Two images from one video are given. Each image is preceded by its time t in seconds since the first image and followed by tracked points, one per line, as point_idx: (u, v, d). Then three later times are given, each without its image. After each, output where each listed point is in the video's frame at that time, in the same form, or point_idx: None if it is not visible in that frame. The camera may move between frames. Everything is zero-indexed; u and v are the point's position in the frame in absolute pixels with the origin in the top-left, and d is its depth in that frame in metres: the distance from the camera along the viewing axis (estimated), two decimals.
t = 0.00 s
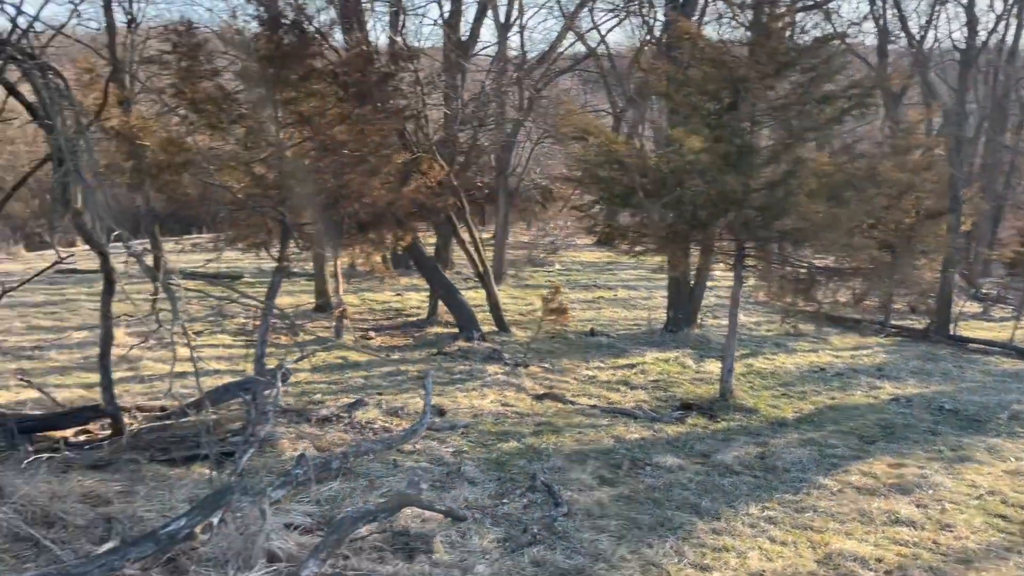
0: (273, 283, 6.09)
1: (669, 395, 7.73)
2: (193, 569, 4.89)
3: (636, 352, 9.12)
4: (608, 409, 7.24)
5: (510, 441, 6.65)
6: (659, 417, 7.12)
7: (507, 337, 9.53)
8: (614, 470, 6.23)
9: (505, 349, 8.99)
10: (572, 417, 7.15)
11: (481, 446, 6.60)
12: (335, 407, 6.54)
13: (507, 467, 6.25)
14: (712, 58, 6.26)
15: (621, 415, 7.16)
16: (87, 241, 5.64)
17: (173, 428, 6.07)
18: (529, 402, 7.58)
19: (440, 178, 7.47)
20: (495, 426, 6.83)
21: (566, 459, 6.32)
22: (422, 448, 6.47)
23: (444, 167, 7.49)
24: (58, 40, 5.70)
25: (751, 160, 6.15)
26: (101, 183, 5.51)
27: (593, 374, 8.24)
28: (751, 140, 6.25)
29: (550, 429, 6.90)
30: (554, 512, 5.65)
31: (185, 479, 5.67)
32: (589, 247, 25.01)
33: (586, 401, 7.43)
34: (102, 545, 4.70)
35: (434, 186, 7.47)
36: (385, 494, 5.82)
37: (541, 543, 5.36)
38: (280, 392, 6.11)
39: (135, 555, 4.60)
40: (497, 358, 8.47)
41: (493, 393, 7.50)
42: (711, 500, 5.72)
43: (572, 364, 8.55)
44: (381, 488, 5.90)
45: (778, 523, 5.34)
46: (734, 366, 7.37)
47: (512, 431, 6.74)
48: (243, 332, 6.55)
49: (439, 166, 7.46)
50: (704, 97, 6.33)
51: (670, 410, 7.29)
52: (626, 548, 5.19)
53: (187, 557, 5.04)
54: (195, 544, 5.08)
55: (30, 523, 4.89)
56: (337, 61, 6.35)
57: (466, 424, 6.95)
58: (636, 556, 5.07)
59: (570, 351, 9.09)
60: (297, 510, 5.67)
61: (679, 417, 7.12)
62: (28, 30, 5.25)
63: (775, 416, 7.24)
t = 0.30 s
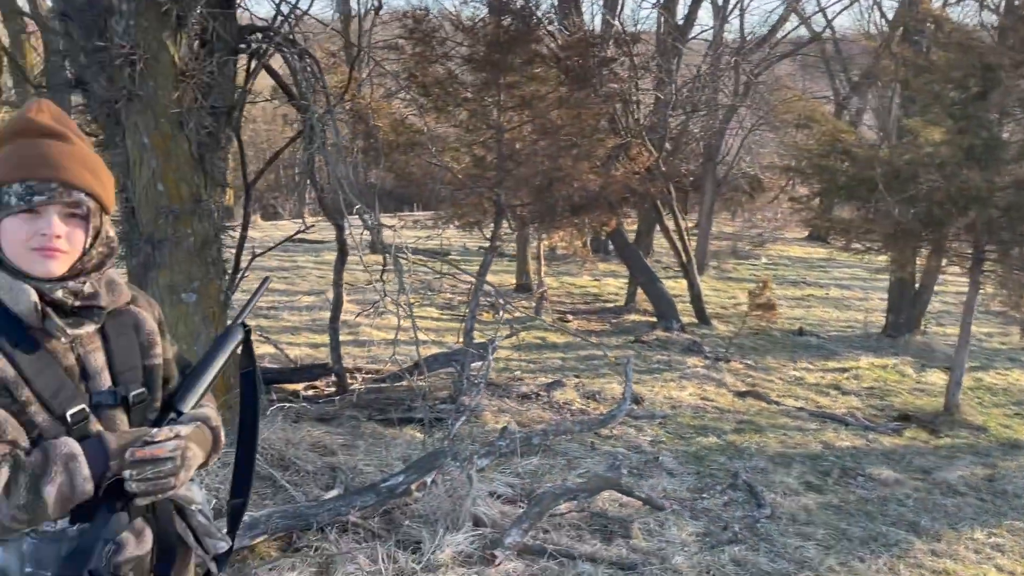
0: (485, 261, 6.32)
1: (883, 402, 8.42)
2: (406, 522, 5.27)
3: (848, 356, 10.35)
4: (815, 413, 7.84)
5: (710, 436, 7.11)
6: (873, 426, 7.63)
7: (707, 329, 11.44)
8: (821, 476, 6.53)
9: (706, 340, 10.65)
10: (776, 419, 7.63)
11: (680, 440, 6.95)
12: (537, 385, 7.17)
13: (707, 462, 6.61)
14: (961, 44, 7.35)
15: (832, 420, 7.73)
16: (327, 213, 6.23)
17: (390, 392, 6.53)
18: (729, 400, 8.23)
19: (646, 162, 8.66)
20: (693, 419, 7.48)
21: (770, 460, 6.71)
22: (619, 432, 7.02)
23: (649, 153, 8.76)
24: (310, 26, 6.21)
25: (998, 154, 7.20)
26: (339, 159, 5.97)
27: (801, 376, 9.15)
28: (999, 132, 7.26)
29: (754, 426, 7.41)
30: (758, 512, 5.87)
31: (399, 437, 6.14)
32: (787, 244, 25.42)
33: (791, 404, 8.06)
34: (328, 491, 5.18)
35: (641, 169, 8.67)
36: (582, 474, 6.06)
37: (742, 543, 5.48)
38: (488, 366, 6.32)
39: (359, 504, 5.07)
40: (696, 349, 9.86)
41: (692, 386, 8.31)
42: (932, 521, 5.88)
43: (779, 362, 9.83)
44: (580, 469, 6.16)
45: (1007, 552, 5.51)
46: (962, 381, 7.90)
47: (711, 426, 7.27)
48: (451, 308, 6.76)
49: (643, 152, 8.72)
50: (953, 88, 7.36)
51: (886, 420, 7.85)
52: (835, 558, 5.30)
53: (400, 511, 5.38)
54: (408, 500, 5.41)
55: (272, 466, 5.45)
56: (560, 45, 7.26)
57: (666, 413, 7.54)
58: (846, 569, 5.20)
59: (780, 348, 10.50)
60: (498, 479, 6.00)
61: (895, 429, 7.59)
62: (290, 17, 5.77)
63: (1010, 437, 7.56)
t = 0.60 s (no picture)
0: (603, 247, 6.27)
1: (1016, 412, 8.61)
2: (519, 504, 5.13)
3: (981, 360, 11.13)
4: (945, 418, 7.94)
5: (832, 436, 7.22)
6: (1006, 435, 7.53)
7: (831, 326, 13.07)
8: (950, 485, 6.36)
9: (832, 340, 11.79)
10: (901, 422, 7.86)
11: (798, 440, 6.99)
12: (650, 377, 7.48)
13: (827, 463, 6.57)
14: None
15: (964, 427, 7.75)
16: (449, 195, 6.41)
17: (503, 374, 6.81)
18: (853, 400, 8.51)
19: (770, 151, 10.70)
20: (814, 420, 7.58)
21: (895, 465, 6.62)
22: (735, 427, 7.11)
23: (772, 140, 10.69)
24: (435, 13, 6.27)
25: None
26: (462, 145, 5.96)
27: (932, 378, 9.92)
28: None
29: (875, 431, 7.46)
30: (881, 517, 5.60)
31: (511, 421, 6.23)
32: (913, 247, 24.89)
33: (918, 410, 8.27)
34: (443, 468, 5.25)
35: (763, 156, 10.72)
36: (696, 467, 5.98)
37: (865, 549, 5.17)
38: (604, 354, 6.25)
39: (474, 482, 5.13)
40: (822, 348, 11.01)
41: (814, 383, 8.99)
42: None
43: (909, 364, 10.68)
44: (695, 462, 6.09)
45: None
46: None
47: (833, 428, 7.39)
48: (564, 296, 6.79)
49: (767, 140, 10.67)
50: None
51: (1021, 429, 7.93)
52: (964, 570, 5.02)
53: (513, 493, 5.26)
54: (521, 482, 5.30)
55: (389, 440, 5.51)
56: (688, 31, 9.03)
57: (785, 410, 7.69)
58: None
59: (903, 352, 11.48)
60: (608, 468, 5.95)
61: None
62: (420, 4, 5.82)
63: None
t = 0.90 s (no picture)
0: (647, 241, 6.22)
1: None
2: (560, 498, 5.05)
3: None
4: (998, 419, 7.80)
5: (878, 435, 7.17)
6: None
7: (880, 322, 12.88)
8: (1002, 487, 6.20)
9: (880, 337, 11.67)
10: (952, 421, 7.73)
11: (846, 439, 6.96)
12: (694, 372, 7.51)
13: (874, 462, 6.49)
14: None
15: (1017, 428, 7.60)
16: (492, 188, 6.43)
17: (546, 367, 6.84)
18: (903, 399, 8.41)
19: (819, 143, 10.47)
20: (861, 419, 7.53)
21: (946, 466, 6.51)
22: (780, 425, 7.07)
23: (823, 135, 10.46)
24: (481, 6, 6.25)
25: None
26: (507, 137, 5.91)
27: (983, 377, 9.72)
28: None
29: (925, 431, 7.36)
30: (930, 519, 5.45)
31: (554, 414, 6.25)
32: (966, 244, 24.34)
33: (970, 410, 8.16)
34: (484, 460, 5.23)
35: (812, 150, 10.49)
36: (741, 464, 5.93)
37: (912, 550, 5.01)
38: (647, 349, 6.23)
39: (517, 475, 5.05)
40: (865, 344, 10.88)
41: (862, 381, 8.96)
42: None
43: (960, 361, 10.51)
44: (739, 459, 6.04)
45: None
46: None
47: (881, 428, 7.34)
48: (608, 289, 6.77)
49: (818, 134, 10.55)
50: None
51: None
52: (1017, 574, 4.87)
53: (554, 486, 5.18)
54: (562, 475, 5.22)
55: (431, 431, 5.53)
56: (737, 23, 9.29)
57: (831, 408, 7.62)
58: None
59: (954, 350, 11.22)
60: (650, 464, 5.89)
61: None
62: None
63: None
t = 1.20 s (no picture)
0: (658, 238, 6.20)
1: None
2: (571, 495, 5.03)
3: None
4: (1012, 417, 7.75)
5: (891, 432, 7.14)
6: None
7: (891, 319, 12.82)
8: (1016, 485, 6.16)
9: (891, 334, 11.60)
10: (966, 419, 7.68)
11: (857, 436, 6.93)
12: (705, 369, 7.49)
13: (886, 460, 6.46)
14: None
15: None
16: (502, 184, 6.42)
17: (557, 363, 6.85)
18: (915, 397, 8.37)
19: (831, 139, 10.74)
20: (872, 416, 7.50)
21: (959, 464, 6.46)
22: (792, 422, 7.05)
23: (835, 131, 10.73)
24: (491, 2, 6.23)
25: None
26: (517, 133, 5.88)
27: (996, 374, 9.65)
28: None
29: (938, 428, 7.32)
30: (943, 517, 5.41)
31: (564, 410, 6.25)
32: (979, 240, 24.17)
33: (983, 407, 8.10)
34: (495, 457, 5.20)
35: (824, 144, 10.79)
36: (752, 461, 5.90)
37: (925, 548, 4.97)
38: (657, 346, 6.24)
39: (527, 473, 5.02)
40: (877, 341, 10.83)
41: (875, 378, 8.92)
42: None
43: (973, 359, 10.44)
44: (751, 456, 6.01)
45: None
46: None
47: (894, 426, 7.30)
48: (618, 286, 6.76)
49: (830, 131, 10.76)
50: None
51: None
52: None
53: (564, 484, 5.16)
54: (573, 472, 5.19)
55: (442, 428, 5.52)
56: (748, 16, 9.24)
57: (843, 405, 7.59)
58: None
59: (967, 347, 11.15)
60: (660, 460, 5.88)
61: None
62: None
63: None
